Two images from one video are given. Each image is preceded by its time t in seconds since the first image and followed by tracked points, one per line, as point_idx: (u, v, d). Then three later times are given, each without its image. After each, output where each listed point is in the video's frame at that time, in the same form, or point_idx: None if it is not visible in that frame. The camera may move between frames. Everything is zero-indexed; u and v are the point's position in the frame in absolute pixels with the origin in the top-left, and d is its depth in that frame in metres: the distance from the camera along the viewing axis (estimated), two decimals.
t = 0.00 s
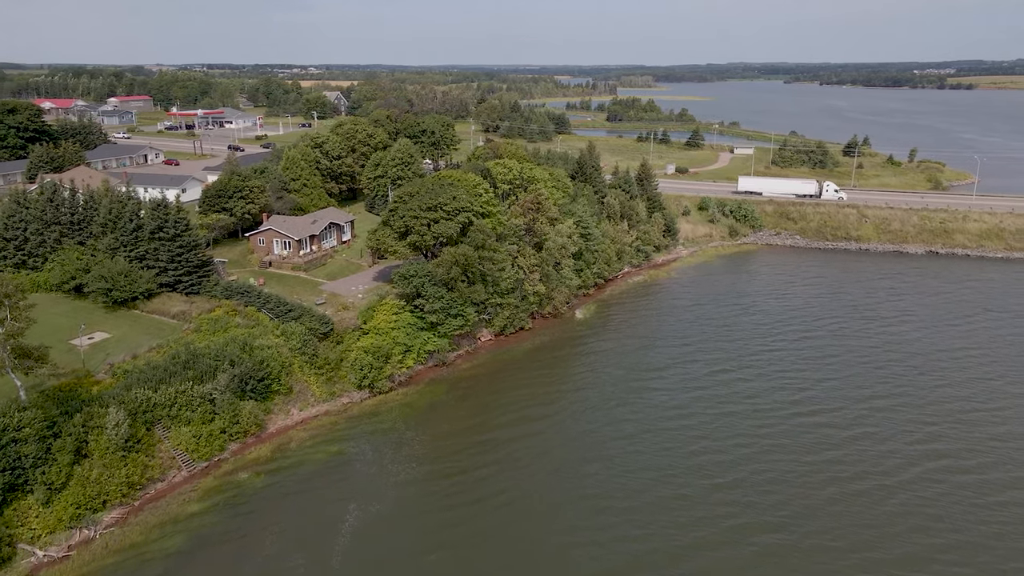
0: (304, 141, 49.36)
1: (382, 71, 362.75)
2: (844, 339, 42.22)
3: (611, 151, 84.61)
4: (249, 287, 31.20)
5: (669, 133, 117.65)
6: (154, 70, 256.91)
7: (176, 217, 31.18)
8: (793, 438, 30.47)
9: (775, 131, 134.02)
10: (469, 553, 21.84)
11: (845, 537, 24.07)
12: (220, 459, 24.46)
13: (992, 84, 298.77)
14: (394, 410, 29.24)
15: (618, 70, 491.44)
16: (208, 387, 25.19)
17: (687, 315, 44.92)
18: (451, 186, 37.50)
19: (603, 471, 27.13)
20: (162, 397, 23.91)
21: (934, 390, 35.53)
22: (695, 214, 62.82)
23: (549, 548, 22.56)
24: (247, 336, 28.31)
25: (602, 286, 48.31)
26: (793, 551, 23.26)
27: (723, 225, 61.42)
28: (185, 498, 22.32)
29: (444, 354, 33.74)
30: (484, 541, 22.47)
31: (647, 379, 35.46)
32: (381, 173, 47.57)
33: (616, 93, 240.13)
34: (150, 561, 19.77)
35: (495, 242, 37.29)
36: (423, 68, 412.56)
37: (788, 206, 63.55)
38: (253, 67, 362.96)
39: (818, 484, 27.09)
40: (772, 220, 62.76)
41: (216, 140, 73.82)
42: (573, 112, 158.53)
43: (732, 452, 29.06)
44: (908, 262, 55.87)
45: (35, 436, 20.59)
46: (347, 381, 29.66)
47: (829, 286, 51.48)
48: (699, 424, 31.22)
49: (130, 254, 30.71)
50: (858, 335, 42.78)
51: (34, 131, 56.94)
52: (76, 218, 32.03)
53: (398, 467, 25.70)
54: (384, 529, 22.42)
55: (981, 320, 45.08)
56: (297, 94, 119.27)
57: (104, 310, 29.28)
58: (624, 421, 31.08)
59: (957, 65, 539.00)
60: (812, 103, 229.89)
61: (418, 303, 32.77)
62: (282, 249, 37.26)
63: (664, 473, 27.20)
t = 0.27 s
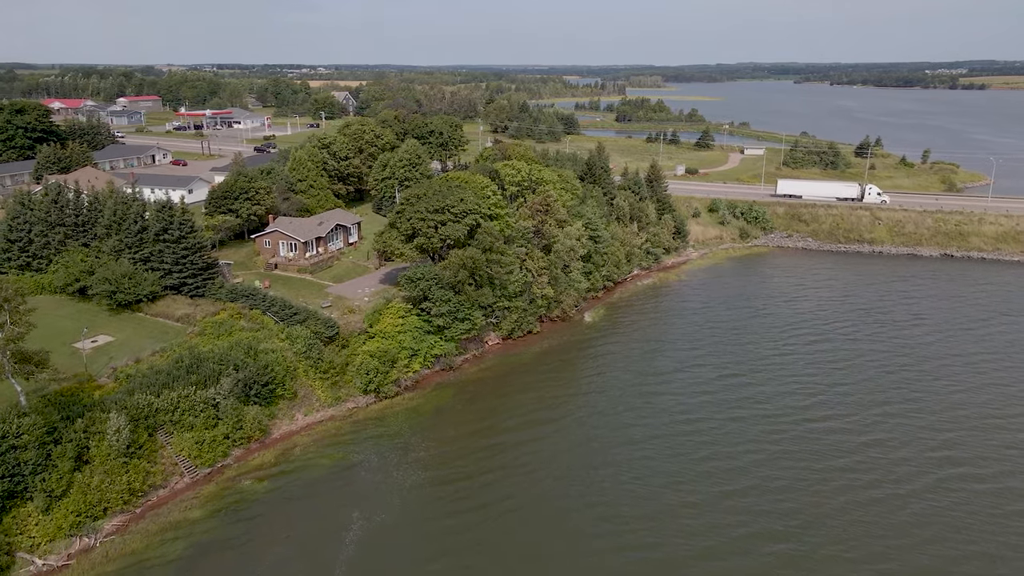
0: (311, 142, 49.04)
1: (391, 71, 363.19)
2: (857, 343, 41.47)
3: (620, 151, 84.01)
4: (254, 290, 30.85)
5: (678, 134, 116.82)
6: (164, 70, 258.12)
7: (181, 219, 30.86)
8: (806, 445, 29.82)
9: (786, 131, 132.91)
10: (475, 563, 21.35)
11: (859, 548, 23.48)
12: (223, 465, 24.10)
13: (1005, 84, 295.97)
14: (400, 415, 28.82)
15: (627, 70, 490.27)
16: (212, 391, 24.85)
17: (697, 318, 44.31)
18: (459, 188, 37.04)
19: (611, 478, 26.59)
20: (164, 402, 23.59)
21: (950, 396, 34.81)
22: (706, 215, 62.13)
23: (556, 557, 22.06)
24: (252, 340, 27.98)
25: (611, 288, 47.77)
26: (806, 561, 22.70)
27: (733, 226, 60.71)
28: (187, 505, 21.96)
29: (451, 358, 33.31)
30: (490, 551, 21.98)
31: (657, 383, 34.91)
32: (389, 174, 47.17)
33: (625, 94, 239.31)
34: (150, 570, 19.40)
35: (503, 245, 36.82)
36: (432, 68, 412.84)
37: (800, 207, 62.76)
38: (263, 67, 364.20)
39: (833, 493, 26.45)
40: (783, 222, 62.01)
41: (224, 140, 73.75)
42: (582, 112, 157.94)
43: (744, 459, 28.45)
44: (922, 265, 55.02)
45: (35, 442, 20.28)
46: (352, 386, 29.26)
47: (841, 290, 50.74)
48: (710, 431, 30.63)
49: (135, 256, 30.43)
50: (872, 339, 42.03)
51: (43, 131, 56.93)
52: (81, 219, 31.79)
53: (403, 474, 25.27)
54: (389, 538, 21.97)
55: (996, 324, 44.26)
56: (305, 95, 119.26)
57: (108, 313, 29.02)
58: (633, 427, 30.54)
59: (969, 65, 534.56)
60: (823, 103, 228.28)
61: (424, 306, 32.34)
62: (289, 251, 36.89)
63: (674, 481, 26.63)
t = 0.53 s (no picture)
0: (318, 143, 48.70)
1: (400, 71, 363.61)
2: (871, 347, 40.74)
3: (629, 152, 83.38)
4: (259, 293, 30.50)
5: (688, 134, 116.01)
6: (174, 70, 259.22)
7: (185, 220, 30.54)
8: (819, 452, 29.19)
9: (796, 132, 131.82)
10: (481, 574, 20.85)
11: (873, 559, 22.88)
12: (226, 471, 23.72)
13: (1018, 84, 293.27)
14: (406, 421, 28.38)
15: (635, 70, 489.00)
16: (215, 396, 24.49)
17: (707, 321, 43.70)
18: (466, 190, 36.57)
19: (619, 486, 26.06)
20: (167, 407, 23.24)
21: (966, 402, 34.08)
22: (716, 217, 61.45)
23: (564, 567, 21.55)
24: (256, 343, 27.62)
25: (620, 291, 47.20)
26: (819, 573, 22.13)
27: (744, 228, 60.01)
28: (189, 513, 21.57)
29: (457, 362, 32.84)
30: (497, 561, 21.48)
31: (666, 388, 34.33)
32: (396, 175, 46.78)
33: (634, 94, 238.43)
34: None
35: (511, 247, 36.34)
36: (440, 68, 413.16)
37: (811, 209, 61.98)
38: (272, 67, 365.37)
39: (846, 502, 25.83)
40: (795, 224, 61.25)
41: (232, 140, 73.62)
42: (591, 113, 157.22)
43: (754, 466, 27.87)
44: (936, 268, 54.18)
45: (35, 449, 19.94)
46: (357, 391, 28.84)
47: (854, 293, 49.99)
48: (720, 436, 30.05)
49: (139, 258, 30.14)
50: (885, 343, 41.30)
51: (50, 131, 56.91)
52: (85, 221, 31.53)
53: (409, 481, 24.81)
54: (393, 547, 21.50)
55: (1012, 329, 43.43)
56: (314, 94, 119.19)
57: (112, 316, 28.76)
58: (642, 432, 29.98)
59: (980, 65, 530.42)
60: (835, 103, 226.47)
61: (431, 310, 31.90)
62: (294, 253, 36.54)
63: (683, 489, 26.09)
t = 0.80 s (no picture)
0: (325, 143, 48.34)
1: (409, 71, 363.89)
2: (885, 352, 39.98)
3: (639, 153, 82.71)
4: (264, 296, 30.12)
5: (698, 135, 115.13)
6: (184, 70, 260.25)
7: (190, 222, 30.20)
8: (833, 459, 28.51)
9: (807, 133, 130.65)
10: None
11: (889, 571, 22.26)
12: (229, 478, 23.32)
13: None
14: (411, 427, 27.91)
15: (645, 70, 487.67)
16: (218, 402, 24.12)
17: (718, 325, 43.04)
18: (474, 191, 36.09)
19: (628, 494, 25.52)
20: (169, 413, 22.88)
21: (983, 408, 33.32)
22: (727, 219, 60.74)
23: None
24: (261, 348, 27.24)
25: (629, 294, 46.59)
26: None
27: (755, 230, 59.28)
28: (191, 521, 21.16)
29: (464, 367, 32.35)
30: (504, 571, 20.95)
31: (676, 393, 33.73)
32: (403, 176, 46.37)
33: (643, 94, 237.49)
34: None
35: (519, 250, 35.84)
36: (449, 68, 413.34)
37: (824, 211, 61.17)
38: (282, 67, 366.49)
39: (861, 512, 25.16)
40: (807, 226, 60.45)
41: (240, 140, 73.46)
42: (599, 113, 156.54)
43: (766, 475, 27.22)
44: (951, 271, 53.29)
45: (34, 456, 19.59)
46: (363, 396, 28.40)
47: (868, 296, 49.19)
48: (731, 443, 29.42)
49: (143, 261, 29.80)
50: (900, 348, 40.50)
51: (58, 132, 56.86)
52: (89, 222, 31.23)
53: (414, 489, 24.34)
54: (398, 556, 21.01)
55: None
56: (322, 94, 119.10)
57: (115, 319, 28.45)
58: (652, 439, 29.39)
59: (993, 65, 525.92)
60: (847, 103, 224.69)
61: (438, 313, 31.45)
62: (300, 255, 36.20)
63: (694, 498, 25.48)
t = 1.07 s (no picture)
0: (332, 144, 47.97)
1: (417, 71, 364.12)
2: (899, 356, 39.28)
3: (648, 154, 82.07)
4: (268, 299, 29.77)
5: (707, 135, 114.31)
6: (193, 70, 261.19)
7: (194, 224, 29.89)
8: (847, 467, 27.86)
9: (818, 133, 129.52)
10: None
11: None
12: (232, 484, 22.93)
13: None
14: (417, 432, 27.45)
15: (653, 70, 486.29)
16: (220, 407, 23.75)
17: (729, 328, 42.42)
18: (481, 193, 35.61)
19: (637, 501, 25.01)
20: (171, 418, 22.53)
21: (1000, 414, 32.60)
22: (737, 220, 60.05)
23: None
24: (265, 352, 26.88)
25: (638, 297, 46.02)
26: None
27: (766, 232, 58.59)
28: (192, 528, 20.76)
29: (471, 371, 31.90)
30: None
31: (686, 398, 33.15)
32: (410, 177, 45.99)
33: (651, 94, 236.72)
34: None
35: (527, 252, 35.36)
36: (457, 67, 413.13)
37: (836, 212, 60.39)
38: (291, 67, 367.53)
39: (877, 522, 24.51)
40: (819, 228, 59.68)
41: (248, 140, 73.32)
42: (608, 113, 156.00)
43: (779, 482, 26.60)
44: (966, 274, 52.46)
45: (32, 463, 19.25)
46: (368, 400, 27.99)
47: (881, 299, 48.44)
48: (743, 450, 28.81)
49: (147, 262, 29.51)
50: (914, 352, 39.76)
51: (66, 132, 56.84)
52: (93, 224, 30.94)
53: (419, 496, 23.87)
54: (403, 565, 20.52)
55: None
56: (330, 94, 118.97)
57: (119, 321, 28.17)
58: (661, 445, 28.82)
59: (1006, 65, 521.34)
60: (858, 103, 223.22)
61: (444, 317, 31.01)
62: (306, 257, 35.87)
63: (704, 507, 24.90)
